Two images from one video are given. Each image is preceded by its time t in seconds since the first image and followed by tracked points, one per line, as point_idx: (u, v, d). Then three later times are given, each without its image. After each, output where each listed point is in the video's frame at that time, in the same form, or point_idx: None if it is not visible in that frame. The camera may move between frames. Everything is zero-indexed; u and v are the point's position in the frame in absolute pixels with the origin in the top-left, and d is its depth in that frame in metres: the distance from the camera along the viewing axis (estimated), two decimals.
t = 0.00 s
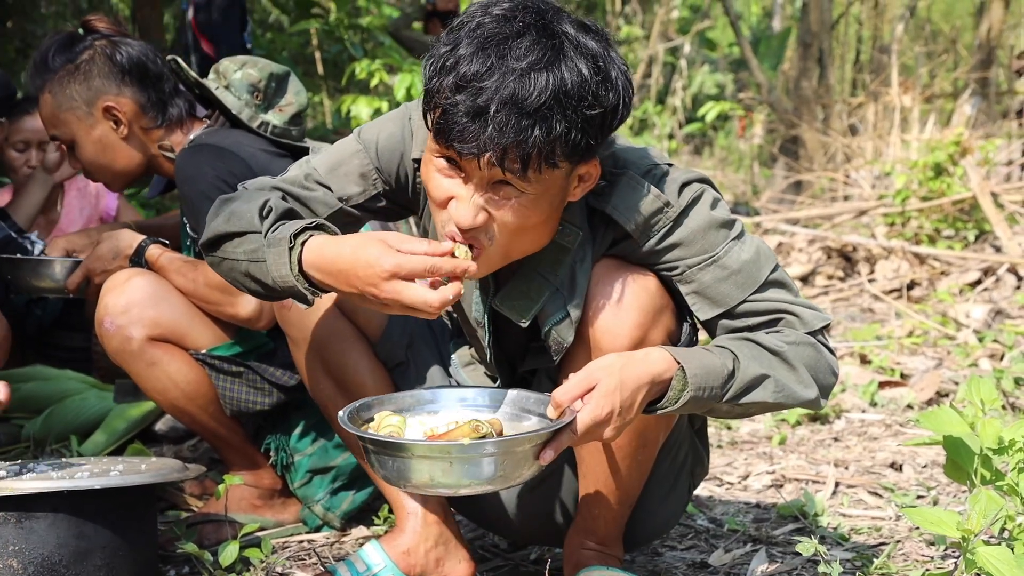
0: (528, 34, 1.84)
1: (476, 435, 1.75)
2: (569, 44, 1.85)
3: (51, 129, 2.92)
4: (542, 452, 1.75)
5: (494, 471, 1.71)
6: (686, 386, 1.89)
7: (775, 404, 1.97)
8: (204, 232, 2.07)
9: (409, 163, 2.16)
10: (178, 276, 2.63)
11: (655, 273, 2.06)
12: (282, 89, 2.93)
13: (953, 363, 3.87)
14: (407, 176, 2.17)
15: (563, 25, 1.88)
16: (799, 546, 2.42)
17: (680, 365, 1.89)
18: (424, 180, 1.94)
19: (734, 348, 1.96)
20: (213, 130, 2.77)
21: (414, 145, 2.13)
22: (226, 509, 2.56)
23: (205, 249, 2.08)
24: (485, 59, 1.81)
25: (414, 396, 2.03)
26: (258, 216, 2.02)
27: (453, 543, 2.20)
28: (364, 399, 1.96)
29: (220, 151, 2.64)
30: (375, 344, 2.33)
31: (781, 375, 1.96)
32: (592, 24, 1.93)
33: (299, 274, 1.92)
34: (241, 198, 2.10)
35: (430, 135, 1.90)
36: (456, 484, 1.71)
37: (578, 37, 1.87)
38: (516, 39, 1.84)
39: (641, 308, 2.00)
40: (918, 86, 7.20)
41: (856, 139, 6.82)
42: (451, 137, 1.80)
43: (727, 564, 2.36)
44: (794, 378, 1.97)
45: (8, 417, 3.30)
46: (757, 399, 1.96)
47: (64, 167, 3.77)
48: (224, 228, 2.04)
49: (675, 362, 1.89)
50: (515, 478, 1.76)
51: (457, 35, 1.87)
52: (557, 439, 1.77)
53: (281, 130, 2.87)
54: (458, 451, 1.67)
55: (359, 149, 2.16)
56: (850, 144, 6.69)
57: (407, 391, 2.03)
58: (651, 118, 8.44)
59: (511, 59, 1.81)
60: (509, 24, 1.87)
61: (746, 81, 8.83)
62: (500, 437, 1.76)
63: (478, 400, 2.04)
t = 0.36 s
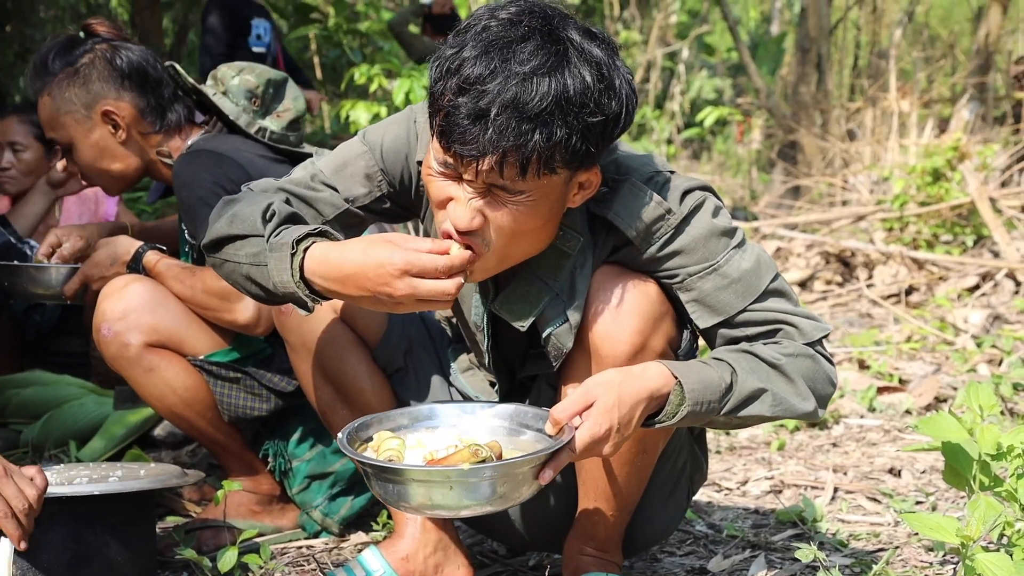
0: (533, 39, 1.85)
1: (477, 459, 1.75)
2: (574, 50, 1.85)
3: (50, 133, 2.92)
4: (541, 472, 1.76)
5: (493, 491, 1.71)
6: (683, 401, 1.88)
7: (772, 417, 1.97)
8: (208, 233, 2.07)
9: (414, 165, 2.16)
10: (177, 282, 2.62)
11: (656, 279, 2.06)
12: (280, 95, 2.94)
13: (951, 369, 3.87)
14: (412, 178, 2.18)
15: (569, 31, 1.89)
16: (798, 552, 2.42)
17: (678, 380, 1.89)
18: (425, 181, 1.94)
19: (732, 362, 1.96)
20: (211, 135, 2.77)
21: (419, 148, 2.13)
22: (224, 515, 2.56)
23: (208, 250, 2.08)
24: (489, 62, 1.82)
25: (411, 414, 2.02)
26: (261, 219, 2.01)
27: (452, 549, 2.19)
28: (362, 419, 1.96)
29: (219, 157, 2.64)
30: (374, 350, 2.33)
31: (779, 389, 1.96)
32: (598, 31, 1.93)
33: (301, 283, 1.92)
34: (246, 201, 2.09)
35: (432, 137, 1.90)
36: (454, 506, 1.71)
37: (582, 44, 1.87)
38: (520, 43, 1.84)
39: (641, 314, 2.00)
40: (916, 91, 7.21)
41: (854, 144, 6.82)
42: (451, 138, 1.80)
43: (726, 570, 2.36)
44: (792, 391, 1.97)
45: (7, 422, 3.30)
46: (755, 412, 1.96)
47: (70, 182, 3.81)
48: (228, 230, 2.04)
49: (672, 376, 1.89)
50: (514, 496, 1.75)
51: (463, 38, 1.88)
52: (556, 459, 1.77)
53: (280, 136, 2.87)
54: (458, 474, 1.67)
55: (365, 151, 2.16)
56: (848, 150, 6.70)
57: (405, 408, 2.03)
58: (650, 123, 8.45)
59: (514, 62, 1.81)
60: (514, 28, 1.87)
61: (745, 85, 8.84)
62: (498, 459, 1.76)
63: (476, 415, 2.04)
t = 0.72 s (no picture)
0: (540, 59, 1.82)
1: (476, 459, 1.75)
2: (581, 68, 1.83)
3: (48, 133, 2.92)
4: (540, 473, 1.75)
5: (492, 492, 1.71)
6: (682, 404, 1.88)
7: (771, 422, 1.96)
8: (209, 231, 2.07)
9: (415, 165, 2.16)
10: (175, 283, 2.62)
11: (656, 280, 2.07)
12: (279, 96, 2.94)
13: (951, 370, 3.87)
14: (415, 179, 2.17)
15: (573, 46, 1.86)
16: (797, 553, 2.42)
17: (677, 385, 1.89)
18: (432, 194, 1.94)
19: (731, 365, 1.96)
20: (210, 136, 2.78)
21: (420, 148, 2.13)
22: (224, 516, 2.56)
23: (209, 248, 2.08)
24: (498, 84, 1.79)
25: (411, 416, 2.02)
26: (263, 219, 2.02)
27: (452, 550, 2.19)
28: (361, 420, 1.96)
29: (216, 158, 2.64)
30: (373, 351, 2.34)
31: (778, 393, 1.96)
32: (600, 42, 1.91)
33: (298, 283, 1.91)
34: (249, 200, 2.10)
35: (438, 152, 1.89)
36: (453, 506, 1.71)
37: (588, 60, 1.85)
38: (528, 64, 1.81)
39: (641, 315, 2.00)
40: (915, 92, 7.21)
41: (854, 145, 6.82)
42: (462, 163, 1.79)
43: (725, 571, 2.36)
44: (791, 395, 1.97)
45: (6, 423, 3.30)
46: (753, 415, 1.96)
47: (64, 176, 3.84)
48: (229, 229, 2.04)
49: (671, 380, 1.89)
50: (514, 497, 1.76)
51: (468, 54, 1.85)
52: (554, 460, 1.77)
53: (278, 137, 2.86)
54: (457, 474, 1.67)
55: (367, 150, 2.16)
56: (847, 151, 6.71)
57: (405, 410, 2.03)
58: (649, 124, 8.45)
59: (523, 84, 1.79)
60: (519, 46, 1.84)
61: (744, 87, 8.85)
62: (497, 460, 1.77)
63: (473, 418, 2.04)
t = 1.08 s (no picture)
0: (536, 79, 1.80)
1: (476, 474, 1.75)
2: (577, 80, 1.82)
3: (48, 138, 2.93)
4: (540, 489, 1.75)
5: (492, 507, 1.71)
6: (680, 419, 1.89)
7: (769, 434, 1.97)
8: (223, 258, 2.08)
9: (416, 175, 2.16)
10: (174, 288, 2.62)
11: (657, 286, 2.07)
12: (278, 102, 2.94)
13: (950, 375, 3.87)
14: (415, 189, 2.17)
15: (564, 57, 1.85)
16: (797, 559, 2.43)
17: (674, 399, 1.89)
18: (441, 219, 1.93)
19: (729, 378, 1.96)
20: (209, 142, 2.78)
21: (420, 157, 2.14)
22: (224, 521, 2.56)
23: (221, 274, 2.09)
24: (502, 113, 1.77)
25: (412, 431, 2.02)
26: (283, 251, 2.03)
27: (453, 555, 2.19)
28: (361, 435, 1.95)
29: (214, 165, 2.65)
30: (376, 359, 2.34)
31: (775, 406, 1.96)
32: (586, 45, 1.90)
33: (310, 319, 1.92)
34: (260, 227, 2.11)
35: (446, 182, 1.87)
36: (454, 521, 1.71)
37: (583, 70, 1.84)
38: (527, 86, 1.79)
39: (642, 322, 2.00)
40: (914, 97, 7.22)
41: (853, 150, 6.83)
42: (475, 196, 1.79)
43: None
44: (789, 407, 1.97)
45: (5, 428, 3.31)
46: (751, 428, 1.96)
47: (60, 179, 3.84)
48: (245, 258, 2.05)
49: (669, 395, 1.90)
50: (514, 513, 1.76)
51: (463, 84, 1.83)
52: (554, 476, 1.77)
53: (277, 143, 2.85)
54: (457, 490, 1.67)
55: (366, 164, 2.17)
56: (846, 156, 6.72)
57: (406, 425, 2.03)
58: (648, 129, 8.46)
59: (526, 109, 1.77)
60: (514, 69, 1.82)
61: (743, 91, 8.86)
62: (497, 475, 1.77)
63: (473, 434, 2.04)
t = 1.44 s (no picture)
0: (530, 73, 1.81)
1: (483, 518, 1.73)
2: (572, 76, 1.83)
3: (49, 136, 2.93)
4: (542, 528, 1.75)
5: (495, 549, 1.71)
6: (677, 446, 1.91)
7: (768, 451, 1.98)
8: (232, 282, 2.12)
9: (415, 181, 2.16)
10: (173, 288, 2.62)
11: (655, 287, 2.07)
12: (277, 103, 2.95)
13: (949, 376, 3.88)
14: (415, 195, 2.18)
15: (561, 54, 1.86)
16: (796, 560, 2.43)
17: (671, 427, 1.91)
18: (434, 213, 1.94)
19: (726, 399, 1.97)
20: (209, 143, 2.78)
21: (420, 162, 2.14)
22: (223, 522, 2.56)
23: (231, 296, 2.14)
24: (492, 103, 1.78)
25: (412, 463, 2.02)
26: (292, 276, 2.07)
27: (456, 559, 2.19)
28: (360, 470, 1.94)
29: (214, 166, 2.65)
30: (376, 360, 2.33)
31: (772, 423, 1.98)
32: (586, 44, 1.91)
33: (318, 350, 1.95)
34: (266, 247, 2.14)
35: (438, 173, 1.88)
36: (456, 562, 1.70)
37: (578, 67, 1.84)
38: (519, 79, 1.80)
39: (642, 323, 2.01)
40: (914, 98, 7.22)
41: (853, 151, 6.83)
42: (462, 183, 1.78)
43: None
44: (787, 421, 1.98)
45: (5, 429, 3.31)
46: (750, 446, 1.98)
47: (60, 180, 3.87)
48: (256, 283, 2.09)
49: (665, 423, 1.91)
50: (519, 552, 1.75)
51: (457, 76, 1.84)
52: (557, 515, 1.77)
53: (276, 144, 2.85)
54: (462, 534, 1.66)
55: (365, 174, 2.17)
56: (846, 157, 6.72)
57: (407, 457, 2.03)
58: (648, 130, 8.47)
59: (516, 100, 1.78)
60: (509, 61, 1.83)
61: (742, 93, 8.87)
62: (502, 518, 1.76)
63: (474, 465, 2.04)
